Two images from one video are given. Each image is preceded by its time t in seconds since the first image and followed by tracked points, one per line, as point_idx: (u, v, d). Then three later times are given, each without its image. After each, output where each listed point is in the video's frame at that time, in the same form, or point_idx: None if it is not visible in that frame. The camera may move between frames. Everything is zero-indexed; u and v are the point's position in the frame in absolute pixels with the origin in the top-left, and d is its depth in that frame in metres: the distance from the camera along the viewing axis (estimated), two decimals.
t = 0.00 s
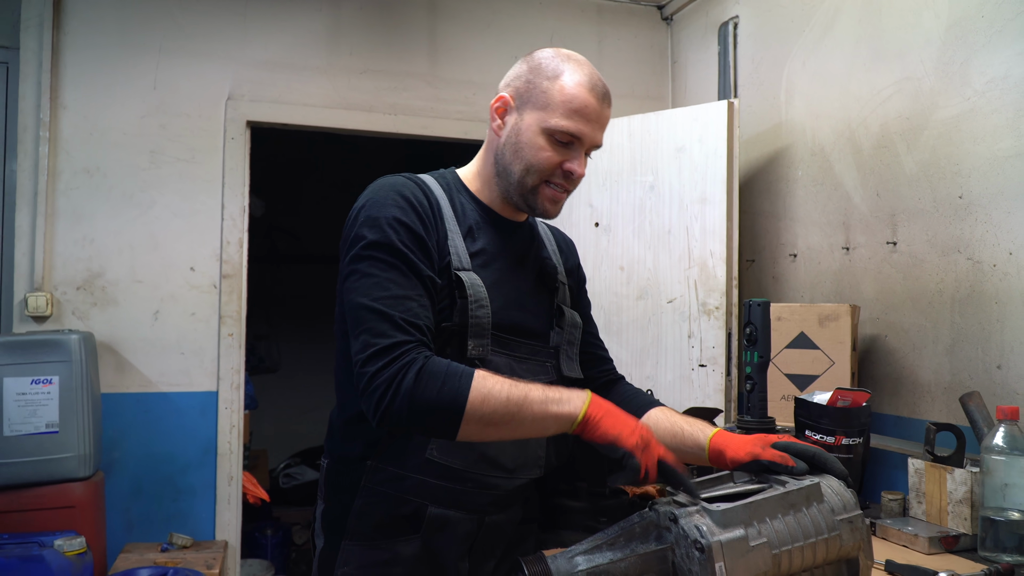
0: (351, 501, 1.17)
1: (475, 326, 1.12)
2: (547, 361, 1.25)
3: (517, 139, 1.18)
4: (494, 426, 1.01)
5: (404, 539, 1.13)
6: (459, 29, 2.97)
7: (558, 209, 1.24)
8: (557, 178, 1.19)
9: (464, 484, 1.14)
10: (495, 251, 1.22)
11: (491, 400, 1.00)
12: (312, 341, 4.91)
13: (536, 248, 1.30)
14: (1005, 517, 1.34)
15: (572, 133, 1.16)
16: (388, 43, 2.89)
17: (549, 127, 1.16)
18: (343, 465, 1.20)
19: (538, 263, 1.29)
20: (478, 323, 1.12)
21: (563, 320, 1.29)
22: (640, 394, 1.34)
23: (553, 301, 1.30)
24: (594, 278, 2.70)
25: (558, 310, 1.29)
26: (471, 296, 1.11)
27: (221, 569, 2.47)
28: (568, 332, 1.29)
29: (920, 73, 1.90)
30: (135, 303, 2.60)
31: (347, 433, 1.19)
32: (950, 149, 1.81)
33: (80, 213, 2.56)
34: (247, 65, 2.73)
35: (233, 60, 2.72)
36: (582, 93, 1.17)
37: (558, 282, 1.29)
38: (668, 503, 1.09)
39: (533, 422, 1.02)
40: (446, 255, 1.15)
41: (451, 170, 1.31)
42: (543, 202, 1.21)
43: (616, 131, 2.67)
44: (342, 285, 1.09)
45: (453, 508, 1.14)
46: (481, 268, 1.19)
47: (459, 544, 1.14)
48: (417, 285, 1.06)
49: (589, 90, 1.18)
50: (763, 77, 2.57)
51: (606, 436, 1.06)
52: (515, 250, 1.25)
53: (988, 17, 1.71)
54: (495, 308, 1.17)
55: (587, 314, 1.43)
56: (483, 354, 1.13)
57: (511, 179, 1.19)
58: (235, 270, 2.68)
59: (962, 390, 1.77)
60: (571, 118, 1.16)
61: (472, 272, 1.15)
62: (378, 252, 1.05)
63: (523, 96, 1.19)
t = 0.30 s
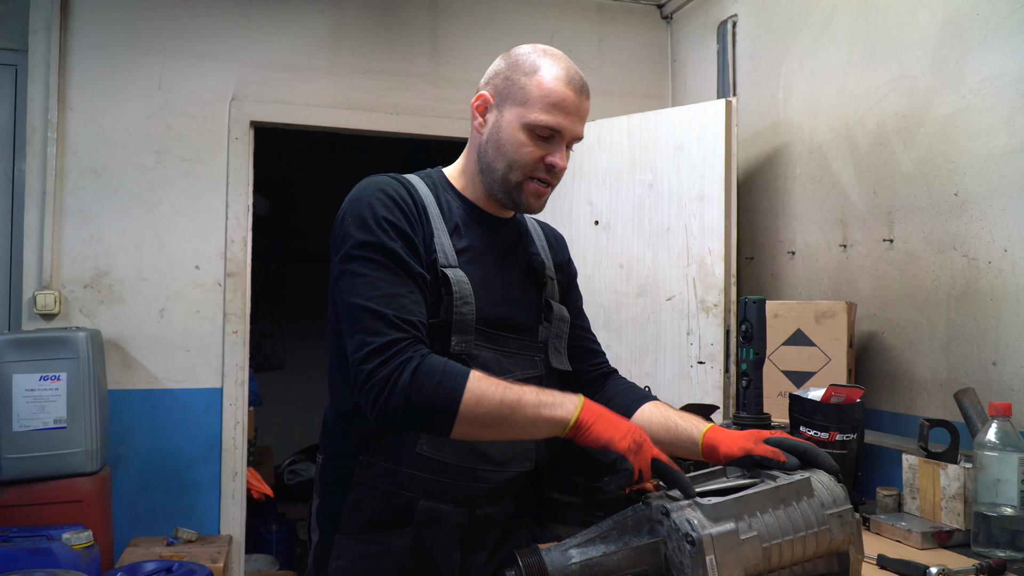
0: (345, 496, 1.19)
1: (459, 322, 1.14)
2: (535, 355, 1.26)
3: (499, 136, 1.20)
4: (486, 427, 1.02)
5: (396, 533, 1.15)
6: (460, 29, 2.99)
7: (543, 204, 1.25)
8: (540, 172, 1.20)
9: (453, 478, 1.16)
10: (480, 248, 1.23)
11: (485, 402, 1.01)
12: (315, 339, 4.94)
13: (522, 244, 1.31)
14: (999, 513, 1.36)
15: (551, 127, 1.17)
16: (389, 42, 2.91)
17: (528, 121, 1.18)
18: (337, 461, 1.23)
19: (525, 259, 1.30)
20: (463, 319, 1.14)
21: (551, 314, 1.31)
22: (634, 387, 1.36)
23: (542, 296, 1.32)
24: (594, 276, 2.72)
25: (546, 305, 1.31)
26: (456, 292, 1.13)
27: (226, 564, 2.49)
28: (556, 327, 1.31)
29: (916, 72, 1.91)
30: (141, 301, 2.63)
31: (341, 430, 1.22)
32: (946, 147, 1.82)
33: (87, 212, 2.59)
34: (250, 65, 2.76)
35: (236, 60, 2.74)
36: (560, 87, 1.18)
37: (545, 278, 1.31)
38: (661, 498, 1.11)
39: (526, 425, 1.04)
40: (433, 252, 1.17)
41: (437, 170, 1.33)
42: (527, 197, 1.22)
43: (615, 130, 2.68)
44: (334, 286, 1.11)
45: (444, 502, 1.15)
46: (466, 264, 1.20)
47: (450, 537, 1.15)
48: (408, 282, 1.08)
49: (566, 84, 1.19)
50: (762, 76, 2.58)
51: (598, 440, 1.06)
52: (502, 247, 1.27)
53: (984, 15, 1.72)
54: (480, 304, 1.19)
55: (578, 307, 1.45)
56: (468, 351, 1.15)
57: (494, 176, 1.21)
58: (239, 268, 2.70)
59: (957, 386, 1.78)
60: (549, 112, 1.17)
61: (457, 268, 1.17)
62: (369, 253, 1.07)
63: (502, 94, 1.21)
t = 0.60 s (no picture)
0: (340, 490, 1.22)
1: (442, 316, 1.15)
2: (522, 347, 1.28)
3: (455, 123, 1.24)
4: (458, 440, 1.02)
5: (390, 525, 1.17)
6: (468, 30, 3.01)
7: (512, 181, 1.24)
8: (499, 148, 1.21)
9: (443, 471, 1.17)
10: (461, 244, 1.25)
11: (451, 431, 1.01)
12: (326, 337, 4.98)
13: (512, 239, 1.33)
14: (998, 511, 1.37)
15: (499, 100, 1.20)
16: (398, 43, 2.94)
17: (478, 102, 1.21)
18: (333, 456, 1.25)
19: (513, 254, 1.32)
20: (446, 313, 1.15)
21: (539, 306, 1.32)
22: (634, 381, 1.37)
23: (530, 289, 1.33)
24: (600, 274, 2.74)
25: (535, 296, 1.32)
26: (439, 287, 1.14)
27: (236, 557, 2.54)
28: (545, 319, 1.32)
29: (919, 71, 1.92)
30: (153, 299, 2.67)
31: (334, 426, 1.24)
32: (949, 146, 1.82)
33: (101, 212, 2.63)
34: (260, 66, 2.79)
35: (247, 62, 2.78)
36: (503, 62, 1.22)
37: (534, 271, 1.33)
38: (658, 492, 1.13)
39: (496, 453, 1.02)
40: (415, 249, 1.18)
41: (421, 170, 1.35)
42: (492, 172, 1.22)
43: (621, 130, 2.70)
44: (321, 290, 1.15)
45: (434, 493, 1.17)
46: (448, 259, 1.22)
47: (442, 529, 1.17)
48: (387, 286, 1.10)
49: (511, 59, 1.23)
50: (767, 75, 2.59)
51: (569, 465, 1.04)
52: (487, 242, 1.29)
53: (986, 15, 1.73)
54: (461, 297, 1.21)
55: (572, 301, 1.45)
56: (453, 343, 1.17)
57: (458, 161, 1.24)
58: (250, 266, 2.74)
59: (960, 384, 1.79)
60: (495, 87, 1.21)
61: (440, 263, 1.18)
62: (352, 261, 1.10)
63: (455, 84, 1.26)
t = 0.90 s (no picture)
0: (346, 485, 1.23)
1: (432, 309, 1.21)
2: (524, 336, 1.30)
3: (437, 123, 1.33)
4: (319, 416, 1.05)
5: (398, 516, 1.20)
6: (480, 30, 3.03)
7: (496, 168, 1.29)
8: (473, 136, 1.27)
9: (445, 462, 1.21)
10: (452, 238, 1.30)
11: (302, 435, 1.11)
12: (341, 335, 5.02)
13: (508, 231, 1.37)
14: (1006, 508, 1.36)
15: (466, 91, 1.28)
16: (411, 43, 2.96)
17: (450, 98, 1.30)
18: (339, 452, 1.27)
19: (513, 247, 1.35)
20: (435, 306, 1.22)
21: (539, 295, 1.33)
22: (648, 373, 1.39)
23: (530, 279, 1.35)
24: (611, 272, 2.75)
25: (535, 286, 1.34)
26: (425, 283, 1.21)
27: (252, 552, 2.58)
28: (546, 308, 1.34)
29: (931, 68, 1.91)
30: (171, 297, 2.72)
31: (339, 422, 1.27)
32: (960, 144, 1.82)
33: (120, 211, 2.68)
34: (276, 67, 2.83)
35: (262, 63, 2.82)
36: (469, 56, 1.30)
37: (535, 262, 1.35)
38: (664, 487, 1.14)
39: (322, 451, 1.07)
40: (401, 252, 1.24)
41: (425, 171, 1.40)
42: (472, 161, 1.28)
43: (632, 129, 2.71)
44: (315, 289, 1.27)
45: (439, 484, 1.21)
46: (436, 254, 1.28)
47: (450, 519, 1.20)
48: (333, 296, 1.17)
49: (477, 51, 1.30)
50: (779, 73, 2.59)
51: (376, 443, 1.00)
52: (481, 237, 1.32)
53: (997, 12, 1.72)
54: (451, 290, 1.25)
55: (580, 293, 1.46)
56: (446, 335, 1.22)
57: (442, 158, 1.31)
58: (265, 265, 2.78)
59: (970, 382, 1.78)
60: (463, 80, 1.29)
61: (427, 262, 1.24)
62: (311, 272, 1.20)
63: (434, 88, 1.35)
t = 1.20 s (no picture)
0: (354, 481, 1.26)
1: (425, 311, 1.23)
2: (521, 332, 1.32)
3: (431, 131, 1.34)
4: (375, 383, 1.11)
5: (404, 511, 1.23)
6: (494, 29, 3.05)
7: (486, 181, 1.32)
8: (464, 151, 1.28)
9: (447, 458, 1.23)
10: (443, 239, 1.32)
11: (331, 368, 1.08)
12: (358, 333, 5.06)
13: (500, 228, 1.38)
14: (1016, 504, 1.37)
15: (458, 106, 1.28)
16: (425, 43, 2.99)
17: (442, 110, 1.30)
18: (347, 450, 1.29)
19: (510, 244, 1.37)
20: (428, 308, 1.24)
21: (534, 289, 1.34)
22: (656, 364, 1.39)
23: (526, 274, 1.37)
24: (624, 270, 2.76)
25: (530, 282, 1.35)
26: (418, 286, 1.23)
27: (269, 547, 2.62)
28: (540, 302, 1.34)
29: (944, 65, 1.90)
30: (189, 296, 2.76)
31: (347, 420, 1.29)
32: (972, 141, 1.81)
33: (139, 211, 2.73)
34: (292, 68, 2.86)
35: (279, 64, 2.85)
36: (463, 68, 1.29)
37: (530, 258, 1.37)
38: (673, 482, 1.16)
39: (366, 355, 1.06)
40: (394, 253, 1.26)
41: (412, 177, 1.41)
42: (463, 176, 1.30)
43: (645, 127, 2.71)
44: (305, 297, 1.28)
45: (444, 482, 1.23)
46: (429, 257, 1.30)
47: (453, 515, 1.22)
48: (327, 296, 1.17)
49: (470, 63, 1.29)
50: (793, 71, 2.59)
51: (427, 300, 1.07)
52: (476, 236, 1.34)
53: (1009, 9, 1.71)
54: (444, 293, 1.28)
55: (581, 284, 1.47)
56: (441, 335, 1.24)
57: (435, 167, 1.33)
58: (282, 264, 2.82)
59: (983, 378, 1.78)
60: (456, 94, 1.28)
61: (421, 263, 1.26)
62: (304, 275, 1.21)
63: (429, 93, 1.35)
